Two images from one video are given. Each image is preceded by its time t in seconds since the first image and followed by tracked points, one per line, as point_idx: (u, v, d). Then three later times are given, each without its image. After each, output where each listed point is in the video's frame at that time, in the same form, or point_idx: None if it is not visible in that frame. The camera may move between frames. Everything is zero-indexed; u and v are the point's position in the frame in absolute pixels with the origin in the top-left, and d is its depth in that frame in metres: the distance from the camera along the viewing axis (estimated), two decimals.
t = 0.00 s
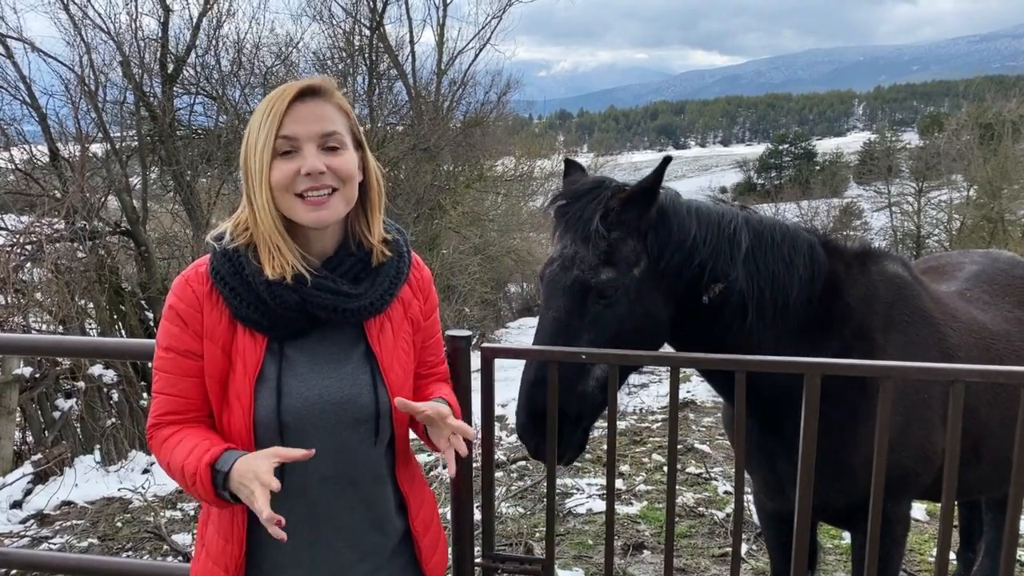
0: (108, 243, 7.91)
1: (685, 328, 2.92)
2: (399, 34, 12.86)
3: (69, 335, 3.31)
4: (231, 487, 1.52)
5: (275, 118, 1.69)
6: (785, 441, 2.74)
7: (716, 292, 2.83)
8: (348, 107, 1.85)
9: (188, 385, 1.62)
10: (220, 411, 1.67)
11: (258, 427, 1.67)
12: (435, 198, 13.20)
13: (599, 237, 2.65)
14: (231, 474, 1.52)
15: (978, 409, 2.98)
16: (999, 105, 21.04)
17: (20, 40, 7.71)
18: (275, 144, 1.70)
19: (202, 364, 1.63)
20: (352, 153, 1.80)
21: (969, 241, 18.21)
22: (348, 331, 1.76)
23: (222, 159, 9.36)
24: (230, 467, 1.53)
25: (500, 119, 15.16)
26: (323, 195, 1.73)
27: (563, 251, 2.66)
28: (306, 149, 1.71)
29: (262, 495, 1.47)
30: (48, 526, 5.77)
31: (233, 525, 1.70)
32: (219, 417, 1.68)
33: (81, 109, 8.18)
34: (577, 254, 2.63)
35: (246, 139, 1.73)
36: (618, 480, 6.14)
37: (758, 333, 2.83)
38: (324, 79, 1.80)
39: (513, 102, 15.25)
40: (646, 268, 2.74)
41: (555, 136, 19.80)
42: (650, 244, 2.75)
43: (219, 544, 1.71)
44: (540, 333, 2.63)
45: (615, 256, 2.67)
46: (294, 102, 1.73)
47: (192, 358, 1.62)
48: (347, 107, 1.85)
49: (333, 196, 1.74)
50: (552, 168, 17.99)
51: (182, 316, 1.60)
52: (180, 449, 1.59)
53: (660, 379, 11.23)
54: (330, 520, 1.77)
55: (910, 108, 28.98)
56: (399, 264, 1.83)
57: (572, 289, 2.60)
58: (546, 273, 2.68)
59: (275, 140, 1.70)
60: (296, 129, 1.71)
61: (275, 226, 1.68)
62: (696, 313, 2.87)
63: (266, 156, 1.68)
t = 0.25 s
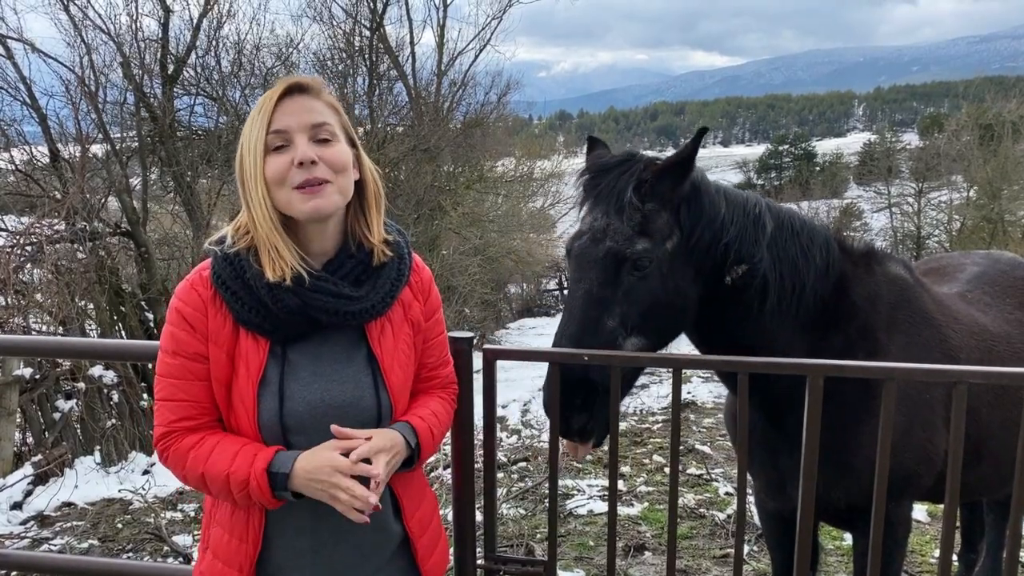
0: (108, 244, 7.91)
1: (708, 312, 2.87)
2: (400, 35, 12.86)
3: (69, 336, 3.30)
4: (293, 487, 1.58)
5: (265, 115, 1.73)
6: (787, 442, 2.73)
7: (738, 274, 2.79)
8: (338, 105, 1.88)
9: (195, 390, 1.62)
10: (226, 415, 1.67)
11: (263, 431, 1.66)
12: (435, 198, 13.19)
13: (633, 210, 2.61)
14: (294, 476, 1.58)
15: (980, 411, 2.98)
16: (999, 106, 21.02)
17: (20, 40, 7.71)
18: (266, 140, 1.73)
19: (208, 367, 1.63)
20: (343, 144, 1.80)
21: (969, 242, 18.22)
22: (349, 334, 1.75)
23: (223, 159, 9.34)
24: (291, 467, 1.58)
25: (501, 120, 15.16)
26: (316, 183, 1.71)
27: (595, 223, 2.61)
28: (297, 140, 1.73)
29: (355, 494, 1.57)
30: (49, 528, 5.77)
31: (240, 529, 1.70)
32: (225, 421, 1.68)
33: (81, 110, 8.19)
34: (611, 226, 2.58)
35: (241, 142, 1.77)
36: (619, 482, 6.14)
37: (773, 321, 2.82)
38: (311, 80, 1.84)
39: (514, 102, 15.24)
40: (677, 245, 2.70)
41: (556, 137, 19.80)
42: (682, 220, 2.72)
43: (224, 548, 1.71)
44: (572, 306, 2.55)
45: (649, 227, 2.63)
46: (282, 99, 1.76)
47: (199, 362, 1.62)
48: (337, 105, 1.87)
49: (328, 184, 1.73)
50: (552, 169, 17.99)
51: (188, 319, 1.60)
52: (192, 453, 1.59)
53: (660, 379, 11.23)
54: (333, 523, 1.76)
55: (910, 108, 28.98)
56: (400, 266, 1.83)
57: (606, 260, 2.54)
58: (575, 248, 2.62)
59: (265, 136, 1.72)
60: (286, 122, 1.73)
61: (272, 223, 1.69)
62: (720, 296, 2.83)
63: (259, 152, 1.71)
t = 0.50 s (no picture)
0: (108, 245, 7.91)
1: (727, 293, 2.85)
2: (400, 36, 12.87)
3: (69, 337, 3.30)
4: (299, 483, 1.58)
5: (249, 119, 1.76)
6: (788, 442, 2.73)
7: (765, 260, 2.77)
8: (326, 106, 1.89)
9: (197, 392, 1.62)
10: (228, 416, 1.67)
11: (265, 433, 1.66)
12: (436, 199, 13.19)
13: (666, 178, 2.66)
14: (300, 472, 1.58)
15: (981, 412, 2.98)
16: (999, 106, 21.02)
17: (20, 41, 7.71)
18: (253, 142, 1.75)
19: (210, 368, 1.63)
20: (330, 140, 1.79)
21: (969, 242, 18.24)
22: (351, 335, 1.75)
23: (223, 160, 9.33)
24: (297, 464, 1.59)
25: (501, 121, 15.17)
26: (301, 180, 1.70)
27: (625, 188, 2.66)
28: (280, 139, 1.73)
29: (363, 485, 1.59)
30: (48, 529, 5.77)
31: (243, 531, 1.70)
32: (227, 422, 1.68)
33: (81, 111, 8.19)
34: (641, 191, 2.63)
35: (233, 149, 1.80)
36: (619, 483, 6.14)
37: (790, 310, 2.78)
38: (296, 79, 1.86)
39: (514, 103, 15.24)
40: (706, 220, 2.72)
41: (555, 137, 19.81)
42: (715, 196, 2.74)
43: (227, 551, 1.70)
44: (592, 265, 2.61)
45: (680, 197, 2.66)
46: (265, 100, 1.78)
47: (201, 363, 1.62)
48: (324, 105, 1.88)
49: (315, 179, 1.72)
50: (552, 170, 18.00)
51: (190, 320, 1.60)
52: (197, 454, 1.58)
53: (660, 380, 11.23)
54: (336, 524, 1.76)
55: (909, 109, 28.99)
56: (401, 265, 1.82)
57: (632, 223, 2.58)
58: (602, 210, 2.67)
59: (250, 138, 1.74)
60: (270, 122, 1.75)
61: (264, 224, 1.69)
62: (743, 278, 2.82)
63: (246, 154, 1.73)
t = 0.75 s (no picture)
0: (107, 246, 7.90)
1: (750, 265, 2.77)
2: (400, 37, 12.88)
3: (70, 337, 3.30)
4: (299, 480, 1.57)
5: (253, 117, 1.75)
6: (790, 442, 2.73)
7: (797, 236, 2.71)
8: (331, 108, 1.88)
9: (196, 394, 1.61)
10: (229, 417, 1.67)
11: (265, 434, 1.66)
12: (435, 200, 13.19)
13: (716, 130, 2.63)
14: (299, 469, 1.57)
15: (983, 415, 2.97)
16: (998, 107, 21.03)
17: (20, 42, 7.71)
18: (256, 142, 1.74)
19: (210, 370, 1.63)
20: (334, 143, 1.79)
21: (968, 243, 18.25)
22: (351, 336, 1.75)
23: (222, 161, 9.31)
24: (296, 459, 1.58)
25: (500, 122, 15.17)
26: (306, 182, 1.70)
27: (672, 136, 2.65)
28: (285, 139, 1.73)
29: (361, 475, 1.59)
30: (48, 530, 5.76)
31: (243, 533, 1.70)
32: (227, 424, 1.67)
33: (81, 112, 8.19)
34: (689, 139, 2.61)
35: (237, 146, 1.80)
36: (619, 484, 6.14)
37: (806, 301, 2.72)
38: (299, 80, 1.85)
39: (513, 104, 15.24)
40: (747, 179, 2.69)
41: (555, 138, 19.82)
42: (760, 158, 2.69)
43: (227, 553, 1.70)
44: (631, 199, 2.60)
45: (729, 149, 2.64)
46: (271, 99, 1.78)
47: (201, 366, 1.61)
48: (329, 107, 1.87)
49: (317, 182, 1.71)
50: (552, 171, 18.00)
51: (189, 322, 1.60)
52: (197, 456, 1.58)
53: (660, 382, 11.23)
54: (337, 526, 1.76)
55: (909, 110, 29.01)
56: (400, 266, 1.82)
57: (678, 165, 2.57)
58: (646, 153, 2.66)
59: (254, 136, 1.74)
60: (274, 121, 1.74)
61: (265, 226, 1.69)
62: (770, 257, 2.75)
63: (249, 152, 1.73)
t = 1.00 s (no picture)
0: (107, 247, 7.89)
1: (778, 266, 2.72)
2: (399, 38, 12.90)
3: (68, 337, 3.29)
4: (290, 458, 1.55)
5: (263, 115, 1.74)
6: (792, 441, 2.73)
7: (814, 231, 2.69)
8: (339, 109, 1.89)
9: (196, 395, 1.61)
10: (230, 418, 1.67)
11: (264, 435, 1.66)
12: (436, 201, 13.18)
13: (746, 124, 2.59)
14: (290, 443, 1.55)
15: (983, 415, 2.97)
16: (997, 109, 21.06)
17: (20, 43, 7.72)
18: (266, 138, 1.74)
19: (211, 372, 1.63)
20: (343, 145, 1.80)
21: (967, 244, 18.30)
22: (351, 338, 1.75)
23: (222, 162, 9.31)
24: (284, 440, 1.56)
25: (500, 123, 15.17)
26: (316, 183, 1.71)
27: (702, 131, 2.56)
28: (297, 138, 1.73)
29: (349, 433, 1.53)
30: (48, 531, 5.76)
31: (244, 532, 1.71)
32: (228, 425, 1.67)
33: (81, 113, 8.18)
34: (724, 133, 2.54)
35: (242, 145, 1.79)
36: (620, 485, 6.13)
37: (814, 304, 2.68)
38: (313, 81, 1.85)
39: (513, 105, 15.25)
40: (775, 175, 2.64)
41: (555, 139, 19.82)
42: (784, 150, 2.69)
43: (229, 555, 1.70)
44: (681, 197, 2.45)
45: (762, 141, 2.60)
46: (282, 98, 1.78)
47: (201, 367, 1.61)
48: (338, 109, 1.88)
49: (327, 183, 1.72)
50: (551, 172, 18.00)
51: (189, 324, 1.60)
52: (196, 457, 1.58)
53: (660, 383, 11.23)
54: (338, 528, 1.75)
55: (908, 111, 29.03)
56: (401, 268, 1.82)
57: (721, 160, 2.50)
58: (679, 149, 2.55)
59: (264, 135, 1.73)
60: (286, 121, 1.74)
61: (271, 226, 1.69)
62: (789, 253, 2.72)
63: (257, 151, 1.72)
